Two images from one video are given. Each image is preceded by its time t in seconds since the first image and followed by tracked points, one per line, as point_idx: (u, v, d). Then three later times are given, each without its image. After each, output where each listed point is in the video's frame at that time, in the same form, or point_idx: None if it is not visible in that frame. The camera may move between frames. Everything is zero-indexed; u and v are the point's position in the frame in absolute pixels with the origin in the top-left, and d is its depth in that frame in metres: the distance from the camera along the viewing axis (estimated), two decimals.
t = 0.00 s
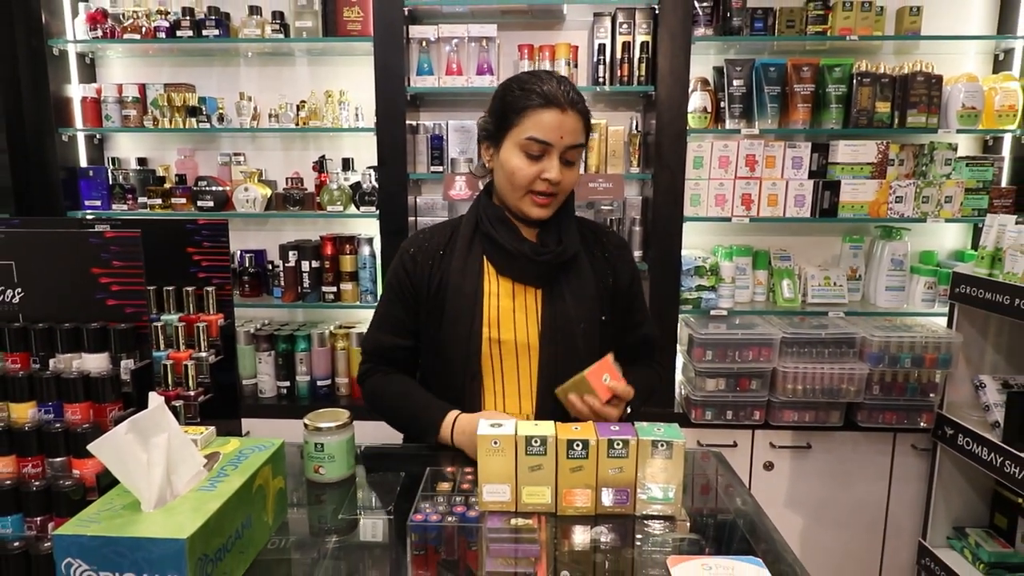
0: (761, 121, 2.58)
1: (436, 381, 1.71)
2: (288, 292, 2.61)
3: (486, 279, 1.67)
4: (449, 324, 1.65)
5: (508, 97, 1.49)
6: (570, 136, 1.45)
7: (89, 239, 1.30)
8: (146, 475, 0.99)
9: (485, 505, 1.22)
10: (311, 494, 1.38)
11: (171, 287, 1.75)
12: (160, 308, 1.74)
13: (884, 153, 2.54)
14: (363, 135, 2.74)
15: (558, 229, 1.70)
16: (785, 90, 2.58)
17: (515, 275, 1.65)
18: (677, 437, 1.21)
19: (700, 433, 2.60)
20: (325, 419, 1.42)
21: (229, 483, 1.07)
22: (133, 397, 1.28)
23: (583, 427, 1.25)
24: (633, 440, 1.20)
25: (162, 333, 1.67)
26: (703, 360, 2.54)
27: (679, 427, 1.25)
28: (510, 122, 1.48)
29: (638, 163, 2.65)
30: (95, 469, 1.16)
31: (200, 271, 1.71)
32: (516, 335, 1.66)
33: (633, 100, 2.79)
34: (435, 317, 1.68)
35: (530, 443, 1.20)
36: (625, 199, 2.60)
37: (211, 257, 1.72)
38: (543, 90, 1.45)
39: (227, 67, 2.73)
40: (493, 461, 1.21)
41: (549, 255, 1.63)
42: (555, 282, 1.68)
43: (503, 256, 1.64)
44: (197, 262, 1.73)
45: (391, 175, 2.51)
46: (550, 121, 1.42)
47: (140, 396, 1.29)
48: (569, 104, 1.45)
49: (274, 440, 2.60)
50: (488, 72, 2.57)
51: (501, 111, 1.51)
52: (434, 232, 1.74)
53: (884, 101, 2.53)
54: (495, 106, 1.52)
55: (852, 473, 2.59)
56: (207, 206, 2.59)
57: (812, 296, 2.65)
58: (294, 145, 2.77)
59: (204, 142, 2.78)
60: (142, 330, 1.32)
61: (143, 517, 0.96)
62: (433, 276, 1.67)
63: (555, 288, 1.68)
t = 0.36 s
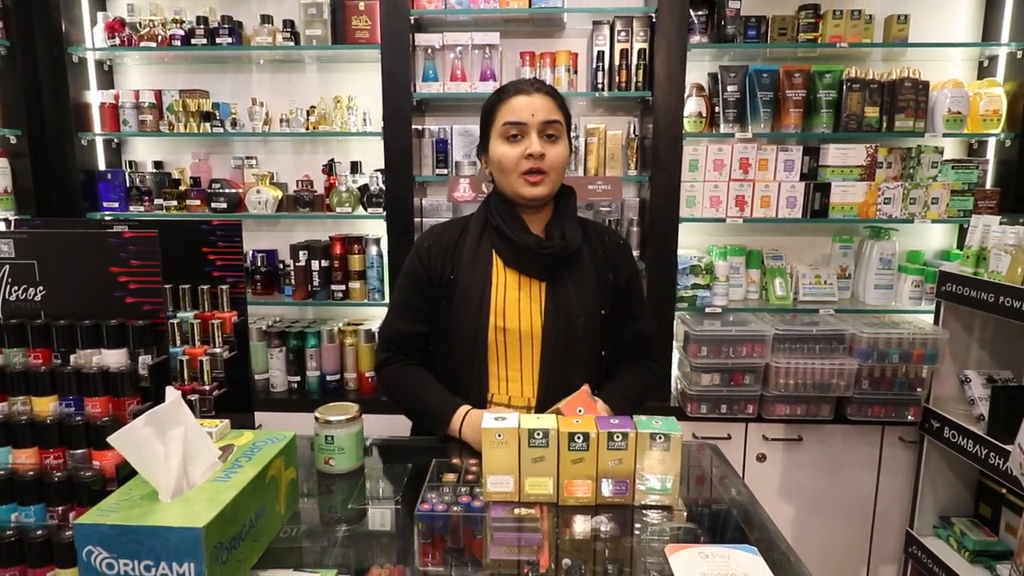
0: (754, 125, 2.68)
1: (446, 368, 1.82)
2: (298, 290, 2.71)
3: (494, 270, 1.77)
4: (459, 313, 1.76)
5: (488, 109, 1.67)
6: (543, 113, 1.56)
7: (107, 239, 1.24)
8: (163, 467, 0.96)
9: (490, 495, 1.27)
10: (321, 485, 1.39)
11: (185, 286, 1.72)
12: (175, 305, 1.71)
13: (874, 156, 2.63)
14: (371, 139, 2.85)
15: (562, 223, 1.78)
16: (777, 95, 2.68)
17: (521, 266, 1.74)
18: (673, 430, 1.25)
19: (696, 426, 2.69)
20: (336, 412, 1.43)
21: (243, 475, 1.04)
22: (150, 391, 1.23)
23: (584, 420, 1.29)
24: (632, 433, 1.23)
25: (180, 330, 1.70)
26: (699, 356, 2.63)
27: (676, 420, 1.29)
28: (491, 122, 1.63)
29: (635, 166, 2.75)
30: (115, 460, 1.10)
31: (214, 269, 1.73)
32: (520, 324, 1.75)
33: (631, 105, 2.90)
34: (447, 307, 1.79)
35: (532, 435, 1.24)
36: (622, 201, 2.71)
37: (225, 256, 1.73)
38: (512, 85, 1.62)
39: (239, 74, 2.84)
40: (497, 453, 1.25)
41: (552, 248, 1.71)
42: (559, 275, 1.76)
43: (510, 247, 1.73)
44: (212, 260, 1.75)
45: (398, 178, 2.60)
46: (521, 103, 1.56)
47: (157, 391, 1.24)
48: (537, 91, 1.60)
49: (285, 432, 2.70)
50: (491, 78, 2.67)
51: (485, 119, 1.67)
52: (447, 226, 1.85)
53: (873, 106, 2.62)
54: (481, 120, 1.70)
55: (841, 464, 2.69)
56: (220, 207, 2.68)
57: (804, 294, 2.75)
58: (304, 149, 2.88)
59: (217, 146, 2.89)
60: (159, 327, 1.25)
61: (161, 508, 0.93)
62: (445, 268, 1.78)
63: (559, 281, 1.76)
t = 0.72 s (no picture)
0: (746, 133, 2.79)
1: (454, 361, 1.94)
2: (311, 289, 2.84)
3: (498, 270, 1.89)
4: (466, 311, 1.88)
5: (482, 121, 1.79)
6: (530, 117, 1.67)
7: (128, 240, 1.34)
8: (181, 458, 1.04)
9: (494, 485, 1.37)
10: (332, 475, 1.52)
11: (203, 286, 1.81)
12: (192, 305, 1.79)
13: (860, 163, 2.75)
14: (380, 146, 2.99)
15: (560, 223, 1.89)
16: (769, 104, 2.79)
17: (523, 266, 1.85)
18: (669, 424, 1.34)
19: (690, 420, 2.82)
20: (346, 406, 1.55)
21: (258, 464, 1.13)
22: (169, 385, 1.30)
23: (583, 415, 1.39)
24: (629, 427, 1.34)
25: (196, 328, 1.71)
26: (693, 353, 2.76)
27: (671, 414, 1.39)
28: (485, 131, 1.75)
29: (633, 172, 2.87)
30: (135, 450, 1.16)
31: (230, 269, 1.79)
32: (523, 321, 1.88)
33: (629, 114, 3.03)
34: (455, 304, 1.91)
35: (534, 428, 1.34)
36: (620, 205, 2.83)
37: (239, 255, 1.80)
38: (500, 95, 1.74)
39: (254, 83, 2.99)
40: (500, 445, 1.35)
41: (551, 248, 1.82)
42: (558, 274, 1.87)
43: (512, 249, 1.85)
44: (228, 262, 1.81)
45: (406, 182, 2.72)
46: (509, 111, 1.68)
47: (175, 385, 1.31)
48: (523, 98, 1.71)
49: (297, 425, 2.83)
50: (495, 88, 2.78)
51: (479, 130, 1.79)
52: (453, 229, 1.97)
53: (860, 115, 2.73)
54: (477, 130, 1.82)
55: (828, 457, 2.82)
56: (235, 210, 2.81)
57: (793, 295, 2.88)
58: (316, 155, 3.02)
59: (233, 152, 3.04)
60: (178, 324, 1.35)
61: (179, 496, 1.00)
62: (452, 268, 1.90)
63: (558, 279, 1.87)
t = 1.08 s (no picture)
0: (741, 136, 2.90)
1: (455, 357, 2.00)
2: (316, 288, 2.91)
3: (496, 269, 1.95)
4: (465, 307, 1.93)
5: (479, 129, 1.82)
6: (527, 135, 1.71)
7: (138, 238, 1.27)
8: (191, 455, 1.05)
9: (495, 479, 1.44)
10: (338, 469, 1.57)
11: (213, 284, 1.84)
12: (201, 302, 1.83)
13: (852, 167, 2.83)
14: (385, 148, 3.08)
15: (556, 224, 1.96)
16: (764, 109, 2.87)
17: (519, 264, 1.92)
18: (665, 420, 1.42)
19: (684, 416, 2.91)
20: (350, 402, 1.60)
21: (264, 458, 1.14)
22: (178, 380, 1.28)
23: (582, 412, 1.46)
24: (626, 422, 1.41)
25: (206, 325, 1.76)
26: (688, 352, 2.84)
27: (667, 411, 1.47)
28: (483, 144, 1.79)
29: (631, 174, 2.96)
30: (145, 444, 1.15)
31: (238, 268, 1.82)
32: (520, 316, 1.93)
33: (627, 118, 3.11)
34: (456, 301, 1.97)
35: (534, 424, 1.42)
36: (618, 207, 2.91)
37: (247, 255, 1.83)
38: (497, 108, 1.75)
39: (263, 86, 3.08)
40: (501, 440, 1.43)
41: (546, 247, 1.88)
42: (554, 272, 1.93)
43: (509, 248, 1.92)
44: (236, 260, 1.84)
45: (410, 184, 2.79)
46: (507, 129, 1.71)
47: (185, 380, 1.30)
48: (519, 112, 1.74)
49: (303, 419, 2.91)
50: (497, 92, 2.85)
51: (476, 138, 1.83)
52: (454, 230, 2.05)
53: (850, 120, 2.82)
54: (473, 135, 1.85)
55: (819, 453, 2.90)
56: (243, 211, 2.90)
57: (786, 295, 2.98)
58: (323, 156, 3.11)
59: (241, 154, 3.12)
60: (187, 322, 1.30)
61: (188, 489, 1.02)
62: (453, 267, 1.98)
63: (554, 277, 1.93)
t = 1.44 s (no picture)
0: (742, 136, 2.88)
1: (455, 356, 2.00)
2: (318, 287, 2.92)
3: (496, 269, 1.95)
4: (465, 306, 1.93)
5: (482, 128, 1.79)
6: (531, 142, 1.70)
7: (140, 236, 1.27)
8: (191, 453, 1.04)
9: (496, 479, 1.44)
10: (338, 468, 1.57)
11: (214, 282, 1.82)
12: (202, 300, 1.81)
13: (853, 167, 2.83)
14: (386, 147, 3.08)
15: (556, 224, 1.95)
16: (766, 109, 2.86)
17: (519, 265, 1.92)
18: (667, 421, 1.42)
19: (685, 417, 2.91)
20: (351, 401, 1.60)
21: (265, 458, 1.14)
22: (179, 378, 1.27)
23: (583, 412, 1.46)
24: (628, 423, 1.41)
25: (206, 324, 1.76)
26: (689, 352, 2.83)
27: (668, 411, 1.46)
28: (486, 145, 1.78)
29: (632, 174, 2.96)
30: (147, 443, 1.15)
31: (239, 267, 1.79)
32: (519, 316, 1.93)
33: (628, 118, 3.11)
34: (456, 300, 1.97)
35: (536, 423, 1.42)
36: (619, 207, 2.91)
37: (250, 255, 1.80)
38: (502, 110, 1.73)
39: (264, 85, 3.08)
40: (502, 440, 1.42)
41: (546, 248, 1.88)
42: (554, 272, 1.93)
43: (509, 248, 1.91)
44: (237, 259, 1.81)
45: (411, 184, 2.79)
46: (511, 135, 1.70)
47: (186, 379, 1.29)
48: (525, 116, 1.71)
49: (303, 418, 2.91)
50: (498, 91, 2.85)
51: (480, 136, 1.81)
52: (454, 228, 2.05)
53: (852, 120, 2.81)
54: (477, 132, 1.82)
55: (820, 454, 2.90)
56: (244, 210, 2.89)
57: (787, 295, 2.98)
58: (324, 156, 3.11)
59: (243, 153, 3.13)
60: (189, 320, 1.29)
61: (189, 488, 1.02)
62: (453, 266, 1.98)
63: (554, 277, 1.93)
